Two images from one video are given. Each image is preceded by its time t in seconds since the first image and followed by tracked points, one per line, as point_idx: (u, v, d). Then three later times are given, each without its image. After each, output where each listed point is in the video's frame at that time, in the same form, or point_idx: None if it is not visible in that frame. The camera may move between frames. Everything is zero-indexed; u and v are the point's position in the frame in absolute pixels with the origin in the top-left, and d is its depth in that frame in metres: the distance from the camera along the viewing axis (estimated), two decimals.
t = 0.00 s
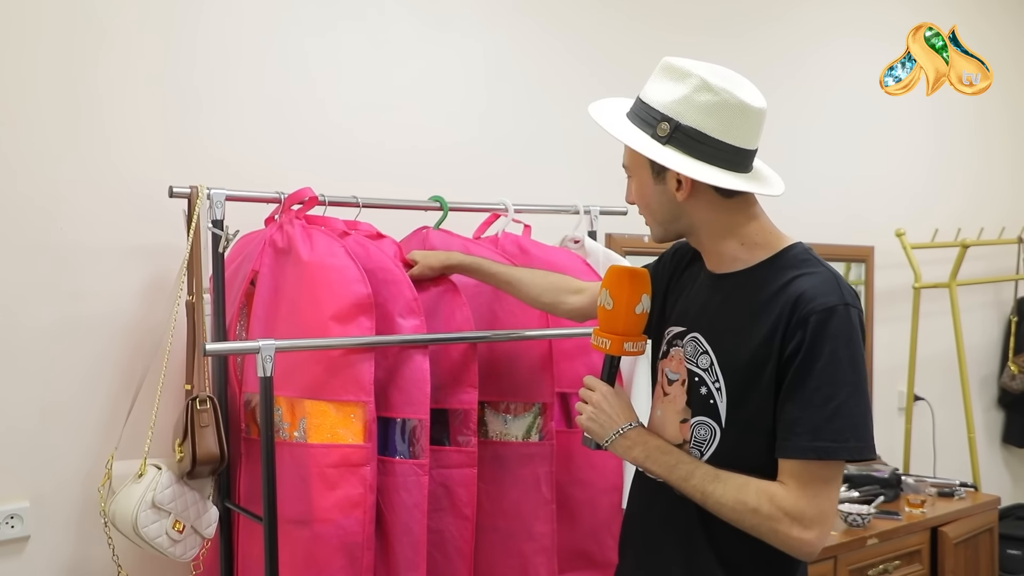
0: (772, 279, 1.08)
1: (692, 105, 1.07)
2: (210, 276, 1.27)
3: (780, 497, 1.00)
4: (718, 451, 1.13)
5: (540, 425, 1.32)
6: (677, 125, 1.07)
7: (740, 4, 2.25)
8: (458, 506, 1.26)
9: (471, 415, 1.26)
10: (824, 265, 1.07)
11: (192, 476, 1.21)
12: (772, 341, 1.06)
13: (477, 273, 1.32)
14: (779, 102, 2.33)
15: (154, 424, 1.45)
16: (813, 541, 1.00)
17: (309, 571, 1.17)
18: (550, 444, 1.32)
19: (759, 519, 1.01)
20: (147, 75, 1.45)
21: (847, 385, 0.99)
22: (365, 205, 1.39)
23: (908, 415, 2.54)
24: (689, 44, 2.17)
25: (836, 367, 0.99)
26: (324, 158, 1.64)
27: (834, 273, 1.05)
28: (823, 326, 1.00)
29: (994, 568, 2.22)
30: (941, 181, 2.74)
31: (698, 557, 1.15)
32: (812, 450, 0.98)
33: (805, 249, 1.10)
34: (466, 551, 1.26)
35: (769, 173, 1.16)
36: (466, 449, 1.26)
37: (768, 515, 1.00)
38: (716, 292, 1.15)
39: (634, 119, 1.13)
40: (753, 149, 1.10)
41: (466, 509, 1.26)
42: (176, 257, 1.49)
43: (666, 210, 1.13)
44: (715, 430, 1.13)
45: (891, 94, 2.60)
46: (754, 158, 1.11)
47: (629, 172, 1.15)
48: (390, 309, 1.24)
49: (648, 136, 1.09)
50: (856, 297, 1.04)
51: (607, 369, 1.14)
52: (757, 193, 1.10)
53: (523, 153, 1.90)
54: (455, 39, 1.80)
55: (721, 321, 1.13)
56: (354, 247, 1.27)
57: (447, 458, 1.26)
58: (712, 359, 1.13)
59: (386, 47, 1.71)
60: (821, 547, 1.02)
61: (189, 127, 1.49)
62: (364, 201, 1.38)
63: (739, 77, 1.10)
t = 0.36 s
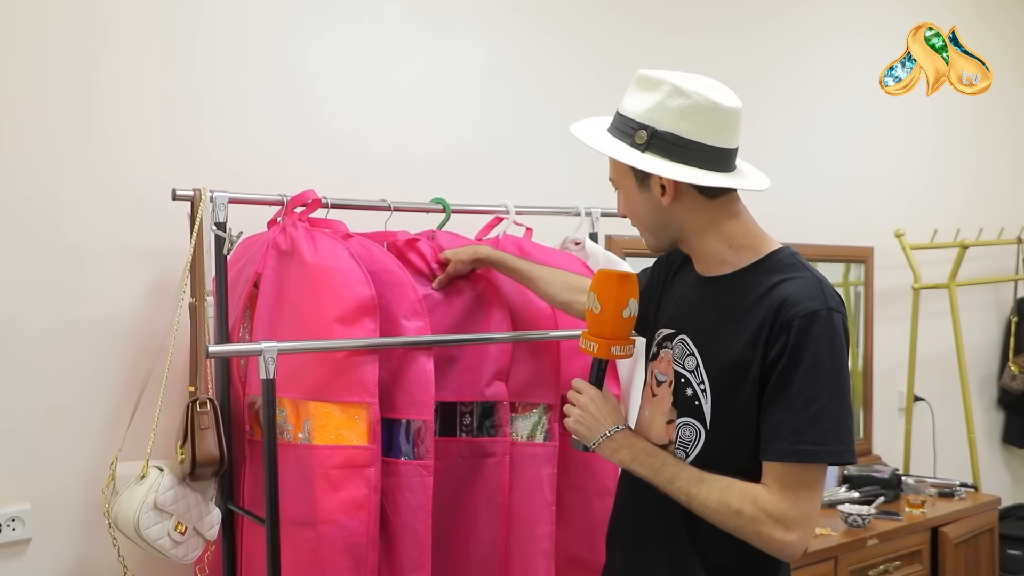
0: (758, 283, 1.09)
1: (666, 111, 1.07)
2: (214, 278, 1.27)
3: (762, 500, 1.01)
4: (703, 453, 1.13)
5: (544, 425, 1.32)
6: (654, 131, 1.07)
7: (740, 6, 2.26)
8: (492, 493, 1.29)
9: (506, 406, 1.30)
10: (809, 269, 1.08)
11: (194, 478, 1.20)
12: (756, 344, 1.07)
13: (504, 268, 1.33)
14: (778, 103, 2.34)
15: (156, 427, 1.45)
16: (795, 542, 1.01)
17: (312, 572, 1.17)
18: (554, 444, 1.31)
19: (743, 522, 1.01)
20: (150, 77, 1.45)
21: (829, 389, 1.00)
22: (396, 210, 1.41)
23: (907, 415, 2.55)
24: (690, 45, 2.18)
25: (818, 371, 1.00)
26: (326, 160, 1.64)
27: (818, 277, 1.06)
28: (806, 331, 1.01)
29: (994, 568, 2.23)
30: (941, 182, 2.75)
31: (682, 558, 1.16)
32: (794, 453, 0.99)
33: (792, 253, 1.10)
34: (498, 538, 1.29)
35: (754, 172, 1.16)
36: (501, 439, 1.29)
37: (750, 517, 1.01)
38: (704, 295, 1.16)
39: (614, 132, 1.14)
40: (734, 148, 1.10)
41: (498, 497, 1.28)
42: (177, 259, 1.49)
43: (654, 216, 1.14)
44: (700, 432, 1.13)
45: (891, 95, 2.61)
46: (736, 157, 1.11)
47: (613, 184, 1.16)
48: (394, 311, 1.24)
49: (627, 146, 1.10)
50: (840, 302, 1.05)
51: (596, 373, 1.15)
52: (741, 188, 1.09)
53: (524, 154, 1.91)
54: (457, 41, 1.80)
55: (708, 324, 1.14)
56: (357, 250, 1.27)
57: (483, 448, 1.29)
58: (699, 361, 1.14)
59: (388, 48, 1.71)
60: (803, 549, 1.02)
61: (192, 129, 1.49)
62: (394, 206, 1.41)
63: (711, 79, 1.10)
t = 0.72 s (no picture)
0: (751, 283, 1.09)
1: (656, 113, 1.07)
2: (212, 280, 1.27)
3: (760, 501, 1.01)
4: (700, 454, 1.14)
5: (551, 422, 1.34)
6: (644, 133, 1.08)
7: (739, 5, 2.26)
8: (505, 489, 1.28)
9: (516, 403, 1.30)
10: (802, 269, 1.07)
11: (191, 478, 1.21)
12: (749, 345, 1.07)
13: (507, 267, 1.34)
14: (778, 103, 2.34)
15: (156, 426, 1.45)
16: (792, 543, 1.01)
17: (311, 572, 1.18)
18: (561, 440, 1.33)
19: (740, 522, 1.01)
20: (150, 78, 1.45)
21: (821, 389, 0.99)
22: (394, 208, 1.41)
23: (908, 415, 2.55)
24: (689, 45, 2.18)
25: (810, 371, 0.99)
26: (325, 160, 1.65)
27: (811, 277, 1.06)
28: (797, 331, 1.01)
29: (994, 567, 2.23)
30: (941, 182, 2.75)
31: (681, 558, 1.16)
32: (787, 454, 0.99)
33: (786, 252, 1.10)
34: (514, 533, 1.28)
35: (748, 171, 1.15)
36: (511, 436, 1.29)
37: (748, 518, 1.01)
38: (700, 296, 1.16)
39: (606, 136, 1.14)
40: (725, 147, 1.10)
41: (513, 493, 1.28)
42: (177, 259, 1.49)
43: (649, 217, 1.14)
44: (698, 433, 1.14)
45: (891, 95, 2.61)
46: (729, 157, 1.11)
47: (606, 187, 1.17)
48: (392, 311, 1.24)
49: (618, 148, 1.10)
50: (833, 301, 1.04)
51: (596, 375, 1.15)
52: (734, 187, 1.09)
53: (524, 154, 1.91)
54: (457, 41, 1.81)
55: (704, 325, 1.14)
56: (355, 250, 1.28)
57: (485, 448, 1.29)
58: (695, 362, 1.14)
59: (387, 49, 1.72)
60: (802, 549, 1.02)
61: (191, 130, 1.50)
62: (394, 207, 1.41)
63: (701, 79, 1.10)
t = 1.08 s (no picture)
0: (760, 281, 1.09)
1: (676, 108, 1.06)
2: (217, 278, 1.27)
3: (769, 500, 1.00)
4: (710, 453, 1.15)
5: (555, 423, 1.32)
6: (660, 126, 1.08)
7: (741, 5, 2.25)
8: (509, 492, 1.28)
9: (519, 407, 1.29)
10: (812, 266, 1.07)
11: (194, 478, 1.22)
12: (758, 343, 1.06)
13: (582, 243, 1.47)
14: (781, 103, 2.33)
15: (160, 426, 1.45)
16: (801, 543, 1.00)
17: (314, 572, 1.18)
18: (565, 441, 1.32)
19: (748, 521, 1.01)
20: (152, 78, 1.46)
21: (830, 386, 0.98)
22: (399, 209, 1.42)
23: (912, 417, 2.54)
24: (691, 45, 2.17)
25: (818, 368, 0.98)
26: (329, 160, 1.65)
27: (821, 274, 1.05)
28: (805, 327, 1.00)
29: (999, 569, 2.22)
30: (945, 182, 2.74)
31: (693, 556, 1.16)
32: (795, 452, 0.98)
33: (797, 249, 1.10)
34: (518, 536, 1.27)
35: (767, 181, 1.13)
36: (516, 439, 1.28)
37: (756, 517, 1.00)
38: (709, 294, 1.16)
39: (631, 119, 1.15)
40: (742, 155, 1.08)
41: (518, 495, 1.27)
42: (181, 259, 1.50)
43: (656, 208, 1.15)
44: (707, 432, 1.15)
45: (891, 94, 2.60)
46: (744, 164, 1.09)
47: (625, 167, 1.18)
48: (396, 312, 1.24)
49: (635, 136, 1.11)
50: (844, 298, 1.03)
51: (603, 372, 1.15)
52: (743, 200, 1.08)
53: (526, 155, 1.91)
54: (458, 42, 1.80)
55: (713, 323, 1.14)
56: (359, 250, 1.28)
57: (497, 448, 1.28)
58: (703, 360, 1.15)
59: (388, 50, 1.71)
60: (811, 549, 1.01)
61: (192, 130, 1.50)
62: (397, 206, 1.41)
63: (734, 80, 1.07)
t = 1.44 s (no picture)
0: (785, 285, 1.10)
1: (732, 99, 1.08)
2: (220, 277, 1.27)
3: (798, 509, 1.01)
4: (732, 460, 1.15)
5: (554, 426, 1.31)
6: (711, 114, 1.08)
7: (745, 5, 2.24)
8: (508, 497, 1.26)
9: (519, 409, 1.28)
10: (837, 270, 1.08)
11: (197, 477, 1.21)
12: (785, 347, 1.07)
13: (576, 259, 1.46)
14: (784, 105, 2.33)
15: (161, 425, 1.44)
16: (831, 552, 1.01)
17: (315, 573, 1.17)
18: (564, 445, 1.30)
19: (777, 530, 1.02)
20: (153, 75, 1.45)
21: (859, 393, 0.99)
22: (401, 208, 1.40)
23: (914, 420, 2.54)
24: (694, 46, 2.16)
25: (848, 375, 1.00)
26: (331, 159, 1.64)
27: (847, 279, 1.06)
28: (834, 333, 1.01)
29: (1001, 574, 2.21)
30: (947, 184, 2.73)
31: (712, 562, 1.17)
32: (824, 460, 0.99)
33: (821, 251, 1.10)
34: (517, 542, 1.26)
35: (789, 187, 1.18)
36: (515, 443, 1.27)
37: (786, 526, 1.01)
38: (730, 298, 1.17)
39: (671, 104, 1.15)
40: (782, 156, 1.11)
41: (516, 501, 1.26)
42: (184, 258, 1.49)
43: (684, 201, 1.15)
44: (729, 438, 1.15)
45: (891, 94, 2.58)
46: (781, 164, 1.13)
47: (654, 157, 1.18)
48: (399, 312, 1.23)
49: (681, 123, 1.11)
50: (869, 303, 1.05)
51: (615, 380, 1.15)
52: (779, 201, 1.11)
53: (528, 154, 1.90)
54: (460, 40, 1.79)
55: (735, 327, 1.15)
56: (361, 250, 1.28)
57: (497, 453, 1.27)
58: (725, 364, 1.16)
59: (391, 48, 1.70)
60: (841, 558, 1.02)
61: (193, 127, 1.49)
62: (401, 206, 1.40)
63: (781, 81, 1.11)
